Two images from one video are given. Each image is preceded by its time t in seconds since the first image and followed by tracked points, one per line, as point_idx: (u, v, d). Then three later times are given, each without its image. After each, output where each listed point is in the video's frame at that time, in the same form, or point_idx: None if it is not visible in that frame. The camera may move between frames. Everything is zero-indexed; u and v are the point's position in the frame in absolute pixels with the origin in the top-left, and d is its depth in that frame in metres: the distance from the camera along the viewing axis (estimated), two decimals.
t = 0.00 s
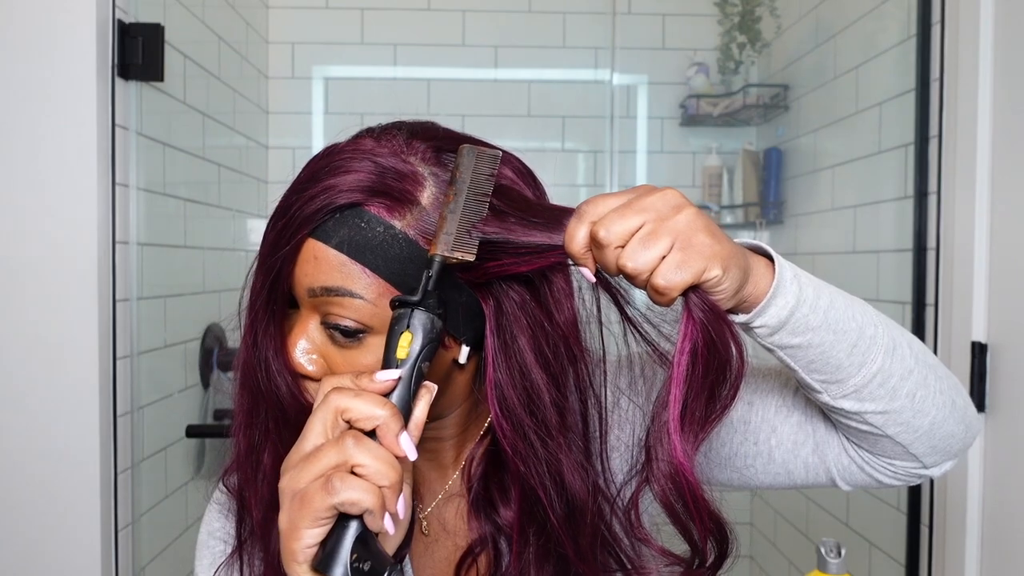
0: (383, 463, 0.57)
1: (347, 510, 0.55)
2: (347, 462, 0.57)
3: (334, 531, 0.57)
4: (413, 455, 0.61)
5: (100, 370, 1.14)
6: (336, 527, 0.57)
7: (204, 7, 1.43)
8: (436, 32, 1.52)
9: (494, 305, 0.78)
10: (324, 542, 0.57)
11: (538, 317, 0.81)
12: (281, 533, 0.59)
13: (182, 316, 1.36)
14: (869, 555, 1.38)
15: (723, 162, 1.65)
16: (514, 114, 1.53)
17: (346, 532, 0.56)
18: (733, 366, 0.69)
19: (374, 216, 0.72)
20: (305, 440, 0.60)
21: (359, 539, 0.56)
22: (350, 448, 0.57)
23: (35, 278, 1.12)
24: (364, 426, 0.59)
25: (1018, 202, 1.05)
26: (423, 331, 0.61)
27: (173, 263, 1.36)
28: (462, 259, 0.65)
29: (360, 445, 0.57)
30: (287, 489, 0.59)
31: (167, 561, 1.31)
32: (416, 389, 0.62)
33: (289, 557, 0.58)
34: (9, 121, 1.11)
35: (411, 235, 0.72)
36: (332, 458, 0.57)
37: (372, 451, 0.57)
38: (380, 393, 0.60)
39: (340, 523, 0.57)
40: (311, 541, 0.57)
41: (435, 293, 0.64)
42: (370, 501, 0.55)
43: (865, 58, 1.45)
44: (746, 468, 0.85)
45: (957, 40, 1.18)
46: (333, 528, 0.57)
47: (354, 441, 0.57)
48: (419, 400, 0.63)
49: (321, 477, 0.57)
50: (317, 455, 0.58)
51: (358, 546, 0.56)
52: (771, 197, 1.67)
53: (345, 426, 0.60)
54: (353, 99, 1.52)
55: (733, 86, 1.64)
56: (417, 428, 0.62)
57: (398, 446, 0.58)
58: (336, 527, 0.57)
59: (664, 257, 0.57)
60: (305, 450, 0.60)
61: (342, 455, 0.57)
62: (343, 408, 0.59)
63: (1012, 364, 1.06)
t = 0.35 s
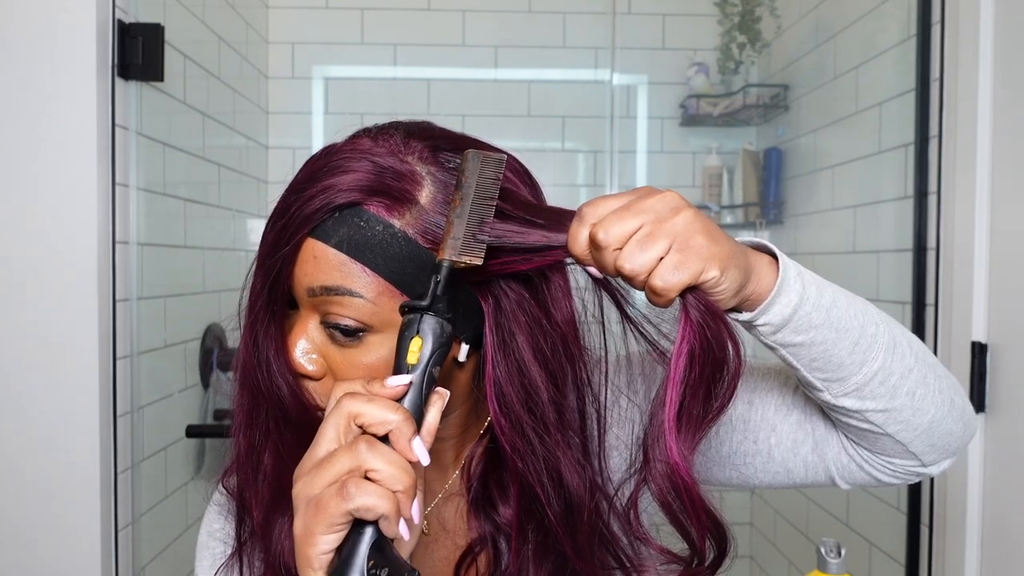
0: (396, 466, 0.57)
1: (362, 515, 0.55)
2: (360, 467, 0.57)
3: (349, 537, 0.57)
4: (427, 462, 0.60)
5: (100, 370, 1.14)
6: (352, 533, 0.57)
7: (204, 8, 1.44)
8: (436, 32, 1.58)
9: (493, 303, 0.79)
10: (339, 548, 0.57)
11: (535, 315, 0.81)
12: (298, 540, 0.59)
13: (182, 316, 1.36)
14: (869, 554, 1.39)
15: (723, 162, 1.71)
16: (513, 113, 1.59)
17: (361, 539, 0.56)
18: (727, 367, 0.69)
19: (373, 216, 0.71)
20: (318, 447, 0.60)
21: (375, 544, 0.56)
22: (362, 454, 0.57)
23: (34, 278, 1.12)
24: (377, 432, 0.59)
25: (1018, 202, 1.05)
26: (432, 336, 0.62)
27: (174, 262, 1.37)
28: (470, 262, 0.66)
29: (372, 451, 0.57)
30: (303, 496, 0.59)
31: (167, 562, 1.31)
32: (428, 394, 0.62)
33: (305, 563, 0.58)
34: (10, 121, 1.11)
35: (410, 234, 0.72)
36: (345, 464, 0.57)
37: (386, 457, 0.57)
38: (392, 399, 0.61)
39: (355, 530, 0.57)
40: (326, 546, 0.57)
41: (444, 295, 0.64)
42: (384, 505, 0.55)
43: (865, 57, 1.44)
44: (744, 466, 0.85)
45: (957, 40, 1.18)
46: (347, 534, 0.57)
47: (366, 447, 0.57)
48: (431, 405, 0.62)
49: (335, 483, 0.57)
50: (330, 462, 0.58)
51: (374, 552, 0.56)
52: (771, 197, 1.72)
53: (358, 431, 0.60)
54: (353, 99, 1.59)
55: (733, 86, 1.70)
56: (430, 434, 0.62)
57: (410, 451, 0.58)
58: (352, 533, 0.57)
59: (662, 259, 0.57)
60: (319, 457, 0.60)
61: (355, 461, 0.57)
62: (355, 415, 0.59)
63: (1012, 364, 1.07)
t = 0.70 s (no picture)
0: (426, 478, 0.56)
1: (389, 525, 0.56)
2: (392, 476, 0.56)
3: (377, 544, 0.57)
4: (461, 479, 0.60)
5: (100, 370, 1.14)
6: (379, 541, 0.57)
7: (204, 9, 1.46)
8: (434, 32, 1.78)
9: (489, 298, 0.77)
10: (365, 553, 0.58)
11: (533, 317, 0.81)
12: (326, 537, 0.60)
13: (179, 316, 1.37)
14: (869, 554, 1.39)
15: (722, 162, 1.80)
16: (514, 113, 1.78)
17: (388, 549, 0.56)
18: (740, 351, 0.71)
19: (366, 213, 0.71)
20: (353, 451, 0.59)
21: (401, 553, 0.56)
22: (395, 466, 0.56)
23: (34, 278, 1.12)
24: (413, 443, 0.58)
25: (1017, 202, 1.05)
26: (476, 354, 0.63)
27: (175, 260, 1.38)
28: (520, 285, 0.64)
29: (408, 465, 0.56)
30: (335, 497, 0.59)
31: (167, 561, 1.32)
32: (466, 412, 0.61)
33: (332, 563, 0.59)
34: (13, 119, 1.10)
35: (403, 230, 0.71)
36: (376, 473, 0.57)
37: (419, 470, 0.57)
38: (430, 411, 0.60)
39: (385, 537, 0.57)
40: (353, 551, 0.58)
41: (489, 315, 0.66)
42: (411, 517, 0.55)
43: (865, 57, 1.43)
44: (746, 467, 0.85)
45: (956, 41, 1.18)
46: (375, 541, 0.58)
47: (402, 457, 0.56)
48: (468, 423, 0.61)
49: (368, 493, 0.57)
50: (363, 469, 0.57)
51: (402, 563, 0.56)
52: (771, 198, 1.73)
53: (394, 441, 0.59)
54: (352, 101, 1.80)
55: (733, 85, 1.78)
56: (466, 453, 0.61)
57: (443, 466, 0.57)
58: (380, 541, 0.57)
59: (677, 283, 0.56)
60: (353, 461, 0.59)
61: (389, 473, 0.56)
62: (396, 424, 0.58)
63: (1012, 364, 1.07)
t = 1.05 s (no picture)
0: (510, 477, 0.58)
1: (482, 521, 0.58)
2: (480, 475, 0.58)
3: (464, 539, 0.59)
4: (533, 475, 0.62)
5: (99, 369, 1.14)
6: (466, 534, 0.59)
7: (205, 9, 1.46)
8: (434, 32, 1.79)
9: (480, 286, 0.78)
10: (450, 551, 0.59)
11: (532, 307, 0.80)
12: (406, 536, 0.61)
13: (179, 316, 1.37)
14: (869, 554, 1.38)
15: (722, 162, 1.80)
16: (515, 113, 1.79)
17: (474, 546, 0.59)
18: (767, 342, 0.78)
19: (357, 199, 0.72)
20: (431, 453, 0.60)
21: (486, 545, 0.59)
22: (482, 467, 0.58)
23: (33, 278, 1.12)
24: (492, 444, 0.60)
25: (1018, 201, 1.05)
26: (545, 362, 0.62)
27: (175, 260, 1.38)
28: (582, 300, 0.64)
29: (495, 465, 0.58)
30: (416, 499, 0.60)
31: (167, 560, 1.32)
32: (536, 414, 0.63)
33: (417, 561, 0.60)
34: (14, 119, 1.11)
35: (394, 215, 0.73)
36: (464, 472, 0.58)
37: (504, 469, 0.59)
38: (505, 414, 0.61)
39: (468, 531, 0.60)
40: (442, 547, 0.59)
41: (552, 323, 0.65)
42: (501, 514, 0.58)
43: (865, 57, 1.42)
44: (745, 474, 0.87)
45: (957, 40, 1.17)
46: (462, 535, 0.59)
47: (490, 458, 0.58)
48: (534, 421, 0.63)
49: (455, 492, 0.58)
50: (449, 471, 0.58)
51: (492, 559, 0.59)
52: (771, 198, 1.74)
53: (473, 443, 0.60)
54: (352, 101, 1.80)
55: (734, 86, 1.78)
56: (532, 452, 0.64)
57: (525, 464, 0.60)
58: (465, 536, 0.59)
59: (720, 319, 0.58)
60: (432, 462, 0.60)
61: (477, 473, 0.58)
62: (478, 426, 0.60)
63: (1013, 364, 1.06)
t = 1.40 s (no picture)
0: (592, 483, 0.57)
1: (571, 520, 0.56)
2: (567, 479, 0.56)
3: (550, 535, 0.57)
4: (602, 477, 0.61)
5: (100, 369, 1.14)
6: (550, 532, 0.57)
7: (204, 8, 1.46)
8: (434, 32, 1.79)
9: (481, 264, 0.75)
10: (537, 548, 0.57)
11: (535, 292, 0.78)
12: (487, 535, 0.58)
13: (179, 316, 1.37)
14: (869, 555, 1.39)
15: (722, 162, 1.81)
16: (515, 113, 1.79)
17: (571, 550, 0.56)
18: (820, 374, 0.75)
19: (353, 172, 0.71)
20: (512, 451, 0.58)
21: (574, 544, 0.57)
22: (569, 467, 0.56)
23: (34, 278, 1.12)
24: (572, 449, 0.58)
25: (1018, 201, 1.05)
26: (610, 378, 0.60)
27: (175, 260, 1.38)
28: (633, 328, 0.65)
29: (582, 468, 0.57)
30: (501, 496, 0.57)
31: (167, 561, 1.32)
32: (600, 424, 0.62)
33: (503, 551, 0.57)
34: (14, 120, 1.10)
35: (388, 186, 0.72)
36: (551, 472, 0.56)
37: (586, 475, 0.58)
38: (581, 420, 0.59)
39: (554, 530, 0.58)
40: (530, 539, 0.57)
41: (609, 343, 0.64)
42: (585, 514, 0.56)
43: (865, 57, 1.42)
44: (740, 492, 0.84)
45: (956, 40, 1.17)
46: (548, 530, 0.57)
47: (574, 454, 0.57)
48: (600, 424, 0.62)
49: (546, 491, 0.56)
50: (537, 470, 0.56)
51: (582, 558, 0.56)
52: (771, 198, 1.74)
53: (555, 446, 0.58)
54: (352, 101, 1.80)
55: (734, 86, 1.78)
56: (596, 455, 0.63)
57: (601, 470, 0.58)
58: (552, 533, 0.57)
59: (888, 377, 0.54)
60: (516, 462, 0.58)
61: (568, 474, 0.56)
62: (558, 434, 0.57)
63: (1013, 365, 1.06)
